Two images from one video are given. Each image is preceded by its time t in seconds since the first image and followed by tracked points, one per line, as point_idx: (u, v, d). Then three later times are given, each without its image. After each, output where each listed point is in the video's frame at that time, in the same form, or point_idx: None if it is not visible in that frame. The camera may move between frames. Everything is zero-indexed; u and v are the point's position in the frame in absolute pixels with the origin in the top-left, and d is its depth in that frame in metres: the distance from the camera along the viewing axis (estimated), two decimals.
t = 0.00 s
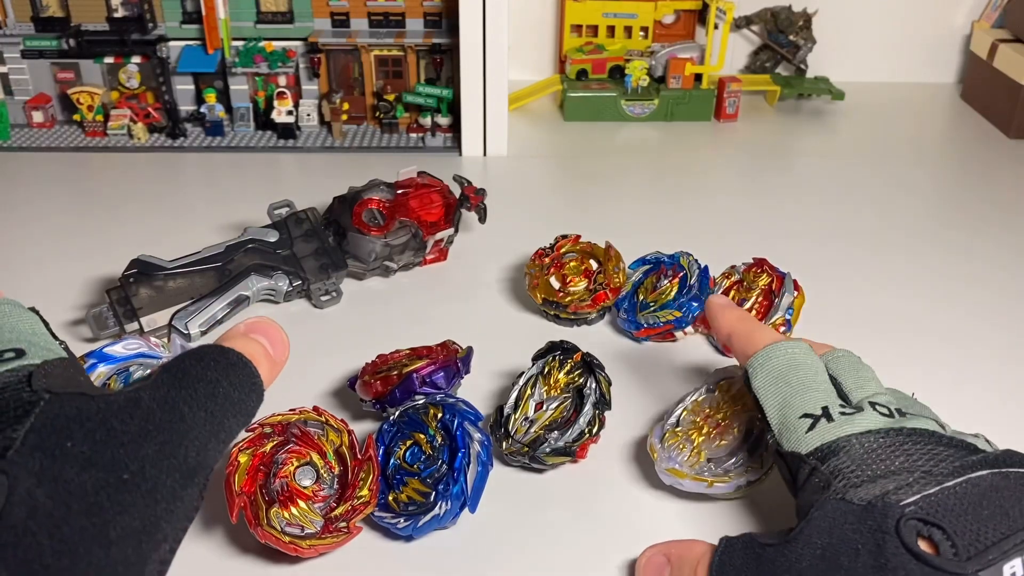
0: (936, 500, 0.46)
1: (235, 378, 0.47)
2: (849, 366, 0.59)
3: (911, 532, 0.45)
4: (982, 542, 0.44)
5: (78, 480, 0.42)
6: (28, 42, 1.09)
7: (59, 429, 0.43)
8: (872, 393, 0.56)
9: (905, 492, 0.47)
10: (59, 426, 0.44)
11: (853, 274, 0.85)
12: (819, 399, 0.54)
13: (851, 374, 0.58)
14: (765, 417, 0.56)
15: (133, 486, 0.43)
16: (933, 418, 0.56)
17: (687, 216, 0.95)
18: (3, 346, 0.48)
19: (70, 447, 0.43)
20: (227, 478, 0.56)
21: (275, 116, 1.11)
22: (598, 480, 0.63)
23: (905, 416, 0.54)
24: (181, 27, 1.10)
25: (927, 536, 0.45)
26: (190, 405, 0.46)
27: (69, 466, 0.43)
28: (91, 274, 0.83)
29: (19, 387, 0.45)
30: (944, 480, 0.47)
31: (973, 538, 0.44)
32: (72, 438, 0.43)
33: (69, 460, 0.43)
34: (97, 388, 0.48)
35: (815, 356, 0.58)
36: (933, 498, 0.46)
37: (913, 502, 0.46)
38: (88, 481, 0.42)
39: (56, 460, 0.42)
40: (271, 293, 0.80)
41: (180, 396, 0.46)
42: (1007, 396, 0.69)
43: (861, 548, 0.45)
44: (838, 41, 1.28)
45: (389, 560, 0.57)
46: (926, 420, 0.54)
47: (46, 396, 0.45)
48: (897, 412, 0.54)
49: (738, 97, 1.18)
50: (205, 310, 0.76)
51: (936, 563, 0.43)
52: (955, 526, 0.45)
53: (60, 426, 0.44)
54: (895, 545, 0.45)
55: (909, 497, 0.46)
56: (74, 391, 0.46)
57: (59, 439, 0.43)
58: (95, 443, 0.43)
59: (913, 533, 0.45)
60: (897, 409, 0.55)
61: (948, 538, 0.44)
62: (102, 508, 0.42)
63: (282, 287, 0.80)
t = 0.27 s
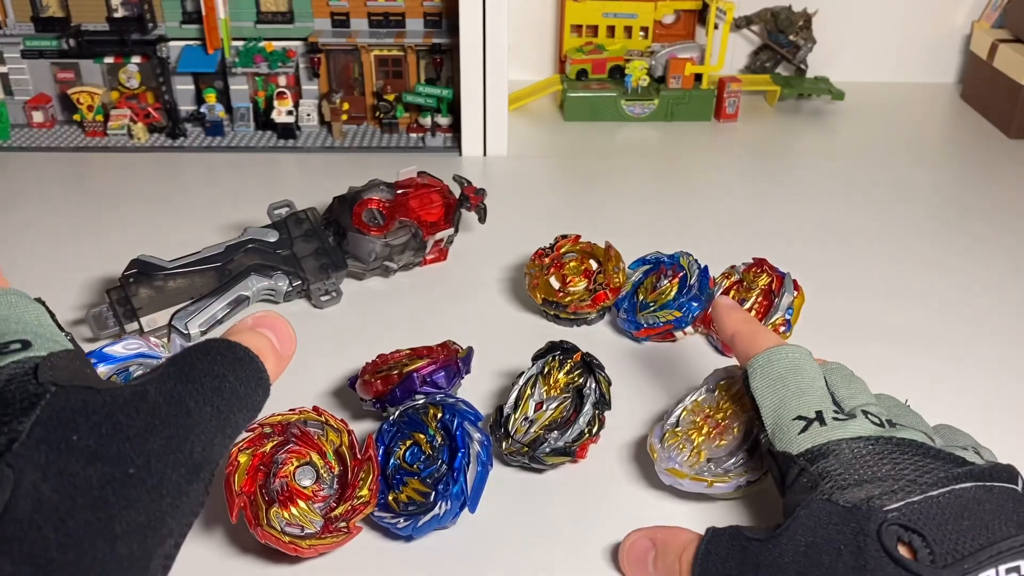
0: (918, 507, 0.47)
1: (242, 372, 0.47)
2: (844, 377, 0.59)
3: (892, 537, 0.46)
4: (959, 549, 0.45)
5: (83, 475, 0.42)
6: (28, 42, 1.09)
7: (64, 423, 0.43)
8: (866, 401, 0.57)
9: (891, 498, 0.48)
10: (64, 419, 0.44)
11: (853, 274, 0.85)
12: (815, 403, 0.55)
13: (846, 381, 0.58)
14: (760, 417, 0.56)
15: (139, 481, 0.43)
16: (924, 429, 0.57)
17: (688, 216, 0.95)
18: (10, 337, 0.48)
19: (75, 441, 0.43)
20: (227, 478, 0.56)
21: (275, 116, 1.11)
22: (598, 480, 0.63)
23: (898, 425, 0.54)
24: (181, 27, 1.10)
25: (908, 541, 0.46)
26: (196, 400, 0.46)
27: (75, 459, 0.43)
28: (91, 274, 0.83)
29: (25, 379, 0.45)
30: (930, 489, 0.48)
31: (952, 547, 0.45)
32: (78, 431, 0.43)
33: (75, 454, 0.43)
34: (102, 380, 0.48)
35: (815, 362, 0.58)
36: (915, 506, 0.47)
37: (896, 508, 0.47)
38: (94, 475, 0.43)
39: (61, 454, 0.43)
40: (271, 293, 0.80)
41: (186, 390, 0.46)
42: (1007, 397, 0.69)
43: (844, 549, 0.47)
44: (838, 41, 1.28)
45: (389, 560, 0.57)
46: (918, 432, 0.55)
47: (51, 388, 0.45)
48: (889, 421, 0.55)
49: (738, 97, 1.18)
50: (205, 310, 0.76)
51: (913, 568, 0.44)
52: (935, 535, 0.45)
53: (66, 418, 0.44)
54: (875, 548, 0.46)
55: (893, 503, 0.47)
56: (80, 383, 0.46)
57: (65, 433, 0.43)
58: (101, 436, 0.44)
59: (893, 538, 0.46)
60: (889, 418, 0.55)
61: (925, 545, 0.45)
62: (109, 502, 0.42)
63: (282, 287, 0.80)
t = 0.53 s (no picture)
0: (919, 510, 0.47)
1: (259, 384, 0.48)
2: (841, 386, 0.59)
3: (892, 541, 0.46)
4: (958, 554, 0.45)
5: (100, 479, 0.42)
6: (28, 42, 1.09)
7: (78, 426, 0.43)
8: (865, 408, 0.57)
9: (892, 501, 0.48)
10: (78, 423, 0.43)
11: (853, 274, 0.85)
12: (815, 406, 0.55)
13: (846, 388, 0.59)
14: (761, 420, 0.57)
15: (151, 488, 0.43)
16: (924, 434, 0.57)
17: (688, 216, 0.95)
18: (24, 333, 0.48)
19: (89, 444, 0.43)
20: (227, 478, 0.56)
21: (275, 116, 1.11)
22: (598, 480, 0.63)
23: (897, 430, 0.54)
24: (181, 27, 1.10)
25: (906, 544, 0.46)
26: (211, 409, 0.46)
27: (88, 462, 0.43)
28: (91, 274, 0.83)
29: (42, 378, 0.45)
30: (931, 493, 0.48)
31: (952, 550, 0.45)
32: (92, 435, 0.43)
33: (90, 457, 0.43)
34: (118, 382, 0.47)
35: (816, 367, 0.58)
36: (916, 510, 0.47)
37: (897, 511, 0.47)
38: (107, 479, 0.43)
39: (77, 457, 0.42)
40: (271, 293, 0.80)
41: (202, 399, 0.46)
42: (1006, 397, 0.69)
43: (844, 551, 0.47)
44: (838, 41, 1.28)
45: (389, 560, 0.57)
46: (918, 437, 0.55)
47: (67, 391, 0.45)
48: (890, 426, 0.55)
49: (738, 97, 1.18)
50: (205, 310, 0.76)
51: (913, 571, 0.44)
52: (935, 538, 0.45)
53: (81, 422, 0.43)
54: (875, 551, 0.46)
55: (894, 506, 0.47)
56: (96, 385, 0.46)
57: (79, 436, 0.43)
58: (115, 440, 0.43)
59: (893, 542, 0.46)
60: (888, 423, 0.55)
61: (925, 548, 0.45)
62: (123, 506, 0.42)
63: (282, 287, 0.80)
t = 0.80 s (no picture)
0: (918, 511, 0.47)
1: (268, 396, 0.48)
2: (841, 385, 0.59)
3: (891, 540, 0.46)
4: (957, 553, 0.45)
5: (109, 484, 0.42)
6: (28, 42, 1.09)
7: (88, 431, 0.43)
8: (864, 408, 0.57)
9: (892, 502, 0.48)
10: (89, 429, 0.43)
11: (853, 274, 0.85)
12: (815, 406, 0.55)
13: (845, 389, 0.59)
14: (761, 421, 0.57)
15: (158, 494, 0.43)
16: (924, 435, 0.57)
17: (688, 216, 0.95)
18: (37, 338, 0.48)
19: (99, 449, 0.43)
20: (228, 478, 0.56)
21: (275, 116, 1.11)
22: (598, 480, 0.63)
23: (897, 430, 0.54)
24: (182, 27, 1.10)
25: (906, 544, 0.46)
26: (220, 419, 0.46)
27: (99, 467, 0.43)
28: (91, 274, 0.83)
29: (53, 384, 0.45)
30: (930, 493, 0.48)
31: (952, 550, 0.45)
32: (101, 440, 0.43)
33: (99, 463, 0.43)
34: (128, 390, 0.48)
35: (816, 367, 0.59)
36: (916, 510, 0.47)
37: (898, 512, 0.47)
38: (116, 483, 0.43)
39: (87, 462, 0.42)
40: (271, 293, 0.80)
41: (211, 408, 0.46)
42: (1007, 397, 0.69)
43: (844, 551, 0.47)
44: (838, 41, 1.28)
45: (389, 560, 0.57)
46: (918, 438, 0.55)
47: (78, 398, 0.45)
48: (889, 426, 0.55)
49: (738, 97, 1.18)
50: (205, 310, 0.76)
51: (912, 571, 0.44)
52: (935, 538, 0.45)
53: (91, 427, 0.44)
54: (875, 551, 0.46)
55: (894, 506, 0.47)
56: (106, 392, 0.46)
57: (88, 441, 0.43)
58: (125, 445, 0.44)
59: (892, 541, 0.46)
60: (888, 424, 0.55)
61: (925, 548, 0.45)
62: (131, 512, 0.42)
63: (282, 287, 0.80)
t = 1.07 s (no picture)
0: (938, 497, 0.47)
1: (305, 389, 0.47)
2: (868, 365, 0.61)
3: (912, 525, 0.46)
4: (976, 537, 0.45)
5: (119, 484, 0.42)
6: (28, 42, 1.09)
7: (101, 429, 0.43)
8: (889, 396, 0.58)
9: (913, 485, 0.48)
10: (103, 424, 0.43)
11: (853, 274, 0.85)
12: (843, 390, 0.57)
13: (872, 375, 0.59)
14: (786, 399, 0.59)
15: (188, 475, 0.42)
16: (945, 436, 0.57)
17: (688, 216, 0.95)
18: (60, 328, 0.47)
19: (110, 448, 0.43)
20: (228, 479, 0.57)
21: (275, 116, 1.11)
22: (598, 480, 0.63)
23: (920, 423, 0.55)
24: (182, 28, 1.10)
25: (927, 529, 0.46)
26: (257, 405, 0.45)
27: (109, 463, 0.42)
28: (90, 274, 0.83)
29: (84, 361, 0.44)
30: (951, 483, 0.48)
31: (973, 537, 0.45)
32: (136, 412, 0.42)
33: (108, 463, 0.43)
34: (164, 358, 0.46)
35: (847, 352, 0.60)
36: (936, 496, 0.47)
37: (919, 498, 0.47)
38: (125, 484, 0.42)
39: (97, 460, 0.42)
40: (271, 293, 0.80)
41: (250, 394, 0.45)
42: (1007, 397, 0.69)
43: (865, 534, 0.47)
44: (838, 41, 1.28)
45: (389, 559, 0.57)
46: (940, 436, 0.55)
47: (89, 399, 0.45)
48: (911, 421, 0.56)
49: (738, 97, 1.18)
50: (205, 310, 0.76)
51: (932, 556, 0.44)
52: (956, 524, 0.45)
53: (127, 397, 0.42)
54: (896, 534, 0.46)
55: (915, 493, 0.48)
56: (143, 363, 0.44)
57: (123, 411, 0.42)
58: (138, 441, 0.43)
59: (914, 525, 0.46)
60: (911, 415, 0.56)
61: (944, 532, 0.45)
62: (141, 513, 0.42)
63: (282, 287, 0.80)
